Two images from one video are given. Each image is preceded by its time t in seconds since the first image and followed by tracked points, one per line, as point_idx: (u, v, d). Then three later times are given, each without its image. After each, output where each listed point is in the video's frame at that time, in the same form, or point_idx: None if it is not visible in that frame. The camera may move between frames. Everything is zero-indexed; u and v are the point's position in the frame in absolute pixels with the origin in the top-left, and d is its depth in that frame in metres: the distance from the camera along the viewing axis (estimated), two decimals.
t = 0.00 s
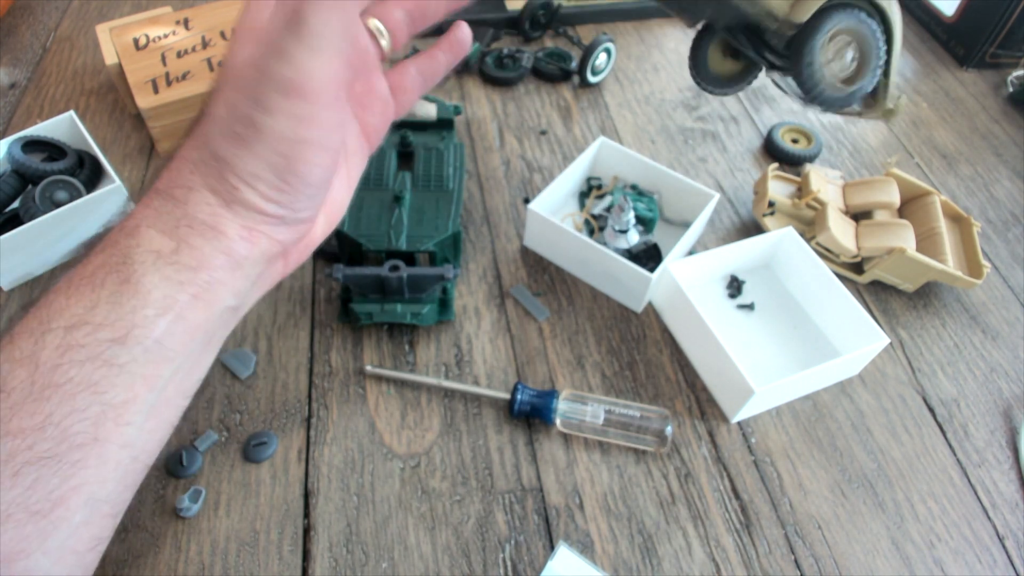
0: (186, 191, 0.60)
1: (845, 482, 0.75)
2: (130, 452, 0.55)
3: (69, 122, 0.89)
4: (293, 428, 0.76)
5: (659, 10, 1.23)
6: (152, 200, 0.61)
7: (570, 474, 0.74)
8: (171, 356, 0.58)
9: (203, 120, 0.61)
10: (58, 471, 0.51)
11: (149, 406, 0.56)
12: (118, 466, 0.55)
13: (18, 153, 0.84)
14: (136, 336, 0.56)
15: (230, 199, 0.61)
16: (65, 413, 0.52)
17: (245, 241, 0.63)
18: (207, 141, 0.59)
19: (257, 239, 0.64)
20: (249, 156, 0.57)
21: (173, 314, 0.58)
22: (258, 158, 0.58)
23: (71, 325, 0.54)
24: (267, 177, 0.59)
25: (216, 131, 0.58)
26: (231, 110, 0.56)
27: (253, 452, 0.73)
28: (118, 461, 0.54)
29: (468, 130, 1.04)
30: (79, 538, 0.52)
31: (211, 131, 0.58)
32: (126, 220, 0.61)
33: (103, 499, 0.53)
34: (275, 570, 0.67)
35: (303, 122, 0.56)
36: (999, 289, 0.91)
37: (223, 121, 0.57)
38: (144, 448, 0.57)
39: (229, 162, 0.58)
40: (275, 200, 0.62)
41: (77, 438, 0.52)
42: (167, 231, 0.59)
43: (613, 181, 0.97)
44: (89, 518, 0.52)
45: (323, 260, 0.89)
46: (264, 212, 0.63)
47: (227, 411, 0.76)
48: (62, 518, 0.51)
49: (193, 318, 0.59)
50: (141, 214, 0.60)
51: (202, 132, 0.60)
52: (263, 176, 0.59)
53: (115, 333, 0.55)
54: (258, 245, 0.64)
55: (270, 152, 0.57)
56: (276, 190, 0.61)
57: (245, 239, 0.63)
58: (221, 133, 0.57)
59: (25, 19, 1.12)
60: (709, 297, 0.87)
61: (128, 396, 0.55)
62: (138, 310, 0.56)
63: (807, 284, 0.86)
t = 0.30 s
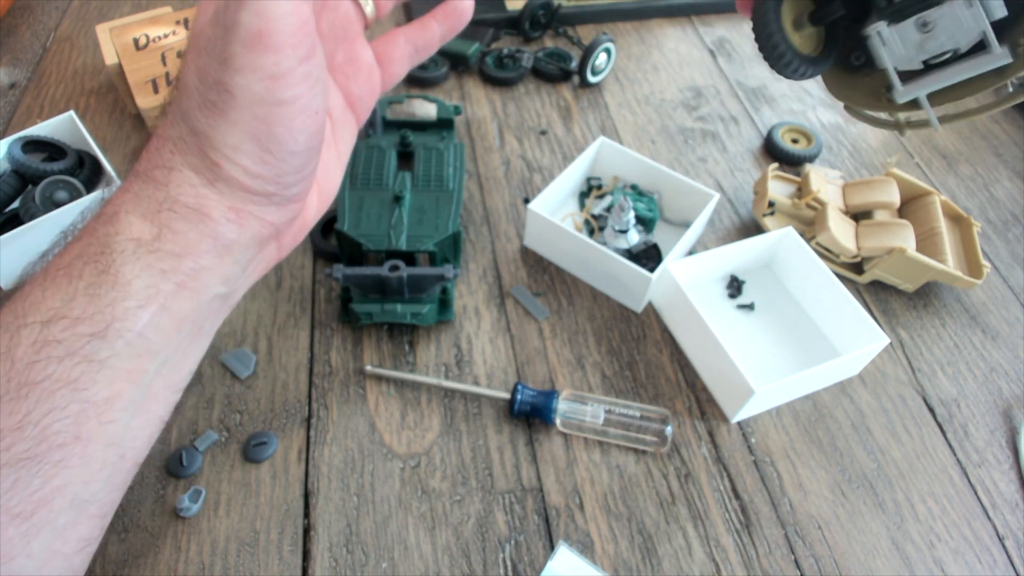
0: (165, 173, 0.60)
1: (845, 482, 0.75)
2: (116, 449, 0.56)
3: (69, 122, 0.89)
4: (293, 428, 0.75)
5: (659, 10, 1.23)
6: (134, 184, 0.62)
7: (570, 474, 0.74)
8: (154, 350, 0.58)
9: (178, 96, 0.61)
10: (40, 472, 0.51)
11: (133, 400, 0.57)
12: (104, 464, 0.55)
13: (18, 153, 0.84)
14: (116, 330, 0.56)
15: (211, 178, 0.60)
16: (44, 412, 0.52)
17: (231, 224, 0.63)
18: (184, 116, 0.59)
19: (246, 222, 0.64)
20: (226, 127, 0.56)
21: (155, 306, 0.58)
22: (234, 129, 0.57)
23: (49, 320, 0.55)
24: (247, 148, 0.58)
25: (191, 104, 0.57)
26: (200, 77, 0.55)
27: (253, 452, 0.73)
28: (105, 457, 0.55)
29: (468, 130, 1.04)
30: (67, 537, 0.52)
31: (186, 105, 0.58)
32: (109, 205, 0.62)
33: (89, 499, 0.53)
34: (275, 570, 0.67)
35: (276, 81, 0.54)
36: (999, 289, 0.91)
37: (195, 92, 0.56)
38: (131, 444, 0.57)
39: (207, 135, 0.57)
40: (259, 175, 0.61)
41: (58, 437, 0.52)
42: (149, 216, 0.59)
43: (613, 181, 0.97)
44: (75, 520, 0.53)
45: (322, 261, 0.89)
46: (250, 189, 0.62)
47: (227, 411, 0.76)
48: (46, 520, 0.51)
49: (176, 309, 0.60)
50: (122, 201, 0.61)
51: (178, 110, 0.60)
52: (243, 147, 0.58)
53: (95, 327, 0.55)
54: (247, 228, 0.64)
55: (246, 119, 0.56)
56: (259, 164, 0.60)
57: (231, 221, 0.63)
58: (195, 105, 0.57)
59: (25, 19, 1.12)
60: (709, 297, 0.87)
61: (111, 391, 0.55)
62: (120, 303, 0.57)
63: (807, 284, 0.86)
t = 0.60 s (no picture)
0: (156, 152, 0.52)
1: (845, 482, 0.75)
2: (97, 453, 0.51)
3: (69, 122, 0.89)
4: (293, 428, 0.75)
5: (659, 10, 1.23)
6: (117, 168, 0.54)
7: (570, 474, 0.74)
8: (136, 347, 0.52)
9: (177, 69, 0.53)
10: (14, 483, 0.47)
11: (113, 403, 0.51)
12: (83, 470, 0.51)
13: (18, 153, 0.84)
14: (93, 330, 0.50)
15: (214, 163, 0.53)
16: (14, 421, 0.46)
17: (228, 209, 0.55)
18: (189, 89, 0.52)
19: (245, 207, 0.56)
20: (247, 105, 0.50)
21: (138, 302, 0.51)
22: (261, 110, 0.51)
23: (18, 323, 0.48)
24: (271, 132, 0.52)
25: (206, 75, 0.51)
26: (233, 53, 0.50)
27: (253, 452, 0.73)
28: (84, 464, 0.50)
29: (468, 130, 1.04)
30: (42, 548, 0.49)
31: (198, 76, 0.51)
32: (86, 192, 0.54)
33: (68, 505, 0.50)
34: (275, 570, 0.67)
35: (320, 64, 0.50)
36: (999, 289, 0.91)
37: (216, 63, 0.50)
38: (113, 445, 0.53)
39: (221, 112, 0.51)
40: (275, 159, 0.54)
41: (32, 447, 0.47)
42: (135, 206, 0.52)
43: (613, 181, 0.97)
44: (54, 527, 0.49)
45: (322, 261, 0.89)
46: (262, 173, 0.55)
47: (228, 411, 0.76)
48: (23, 530, 0.47)
49: (162, 302, 0.53)
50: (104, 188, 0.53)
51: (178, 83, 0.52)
52: (266, 130, 0.52)
53: (70, 329, 0.49)
54: (246, 213, 0.56)
55: (279, 100, 0.51)
56: (276, 146, 0.54)
57: (228, 208, 0.55)
58: (213, 79, 0.51)
59: (25, 19, 1.12)
60: (709, 298, 0.87)
61: (89, 394, 0.50)
62: (99, 299, 0.50)
63: (807, 284, 0.86)
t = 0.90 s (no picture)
0: (113, 125, 0.43)
1: (845, 482, 0.75)
2: (48, 480, 0.47)
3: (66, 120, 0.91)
4: (293, 428, 0.75)
5: (659, 10, 1.23)
6: (51, 145, 0.44)
7: (570, 474, 0.74)
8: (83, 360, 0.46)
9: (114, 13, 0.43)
10: None
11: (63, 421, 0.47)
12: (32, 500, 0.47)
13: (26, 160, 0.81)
14: (26, 350, 0.43)
15: (198, 119, 0.44)
16: None
17: (210, 178, 0.47)
18: (158, 30, 0.42)
19: (230, 171, 0.48)
20: (246, 42, 0.43)
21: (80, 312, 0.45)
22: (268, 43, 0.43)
23: None
24: (276, 72, 0.44)
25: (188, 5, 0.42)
26: None
27: (253, 452, 0.73)
28: (31, 500, 0.47)
29: (468, 130, 1.04)
30: None
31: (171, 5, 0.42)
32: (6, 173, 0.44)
33: (12, 547, 0.47)
34: (275, 570, 0.67)
35: None
36: (999, 289, 0.91)
37: None
38: (65, 470, 0.48)
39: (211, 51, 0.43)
40: (276, 104, 0.46)
41: None
42: (84, 189, 0.44)
43: (613, 181, 0.97)
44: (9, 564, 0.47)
45: (322, 261, 0.89)
46: (257, 121, 0.46)
47: (228, 411, 0.76)
48: None
49: (113, 305, 0.46)
50: (33, 172, 0.43)
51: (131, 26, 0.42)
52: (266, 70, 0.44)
53: None
54: (230, 179, 0.48)
55: (291, 30, 0.43)
56: (280, 91, 0.46)
57: (211, 178, 0.47)
58: (200, 10, 0.42)
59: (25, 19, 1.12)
60: (709, 298, 0.87)
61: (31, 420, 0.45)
62: (33, 315, 0.43)
63: (807, 284, 0.86)
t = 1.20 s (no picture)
0: (92, 125, 0.44)
1: (845, 482, 0.75)
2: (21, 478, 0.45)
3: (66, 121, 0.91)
4: (293, 428, 0.75)
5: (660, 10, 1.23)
6: (21, 145, 0.43)
7: (570, 475, 0.74)
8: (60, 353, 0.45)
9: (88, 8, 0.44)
10: None
11: (36, 418, 0.45)
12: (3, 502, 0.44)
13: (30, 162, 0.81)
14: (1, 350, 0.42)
15: (184, 112, 0.46)
16: None
17: (191, 167, 0.48)
18: (140, 23, 0.44)
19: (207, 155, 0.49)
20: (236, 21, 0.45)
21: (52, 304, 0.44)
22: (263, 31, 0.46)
23: None
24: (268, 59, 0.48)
25: None
26: None
27: (253, 452, 0.73)
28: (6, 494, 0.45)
29: (467, 130, 1.05)
30: None
31: None
32: None
33: None
34: (275, 570, 0.67)
35: None
36: (999, 289, 0.91)
37: None
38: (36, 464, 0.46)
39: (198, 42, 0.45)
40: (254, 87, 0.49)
41: None
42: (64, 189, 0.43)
43: (613, 181, 0.97)
44: None
45: (322, 260, 0.89)
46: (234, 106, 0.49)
47: (228, 411, 0.76)
48: None
49: (86, 297, 0.45)
50: (6, 171, 0.42)
51: (113, 22, 0.44)
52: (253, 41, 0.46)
53: None
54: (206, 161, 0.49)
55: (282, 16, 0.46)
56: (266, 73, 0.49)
57: (191, 165, 0.48)
58: (191, 1, 0.44)
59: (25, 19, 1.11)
60: (709, 298, 0.87)
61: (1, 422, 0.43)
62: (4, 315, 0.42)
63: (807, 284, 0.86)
